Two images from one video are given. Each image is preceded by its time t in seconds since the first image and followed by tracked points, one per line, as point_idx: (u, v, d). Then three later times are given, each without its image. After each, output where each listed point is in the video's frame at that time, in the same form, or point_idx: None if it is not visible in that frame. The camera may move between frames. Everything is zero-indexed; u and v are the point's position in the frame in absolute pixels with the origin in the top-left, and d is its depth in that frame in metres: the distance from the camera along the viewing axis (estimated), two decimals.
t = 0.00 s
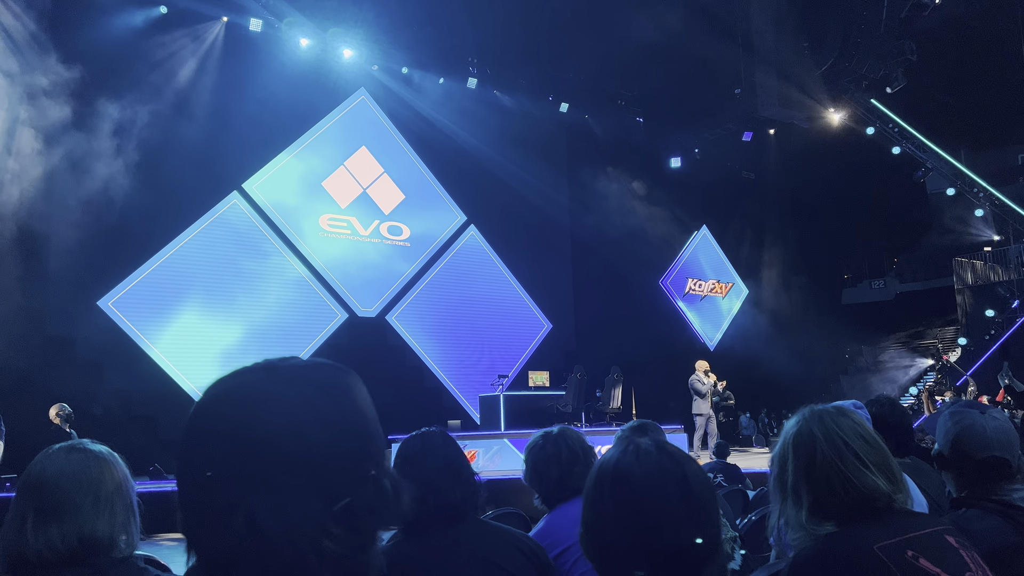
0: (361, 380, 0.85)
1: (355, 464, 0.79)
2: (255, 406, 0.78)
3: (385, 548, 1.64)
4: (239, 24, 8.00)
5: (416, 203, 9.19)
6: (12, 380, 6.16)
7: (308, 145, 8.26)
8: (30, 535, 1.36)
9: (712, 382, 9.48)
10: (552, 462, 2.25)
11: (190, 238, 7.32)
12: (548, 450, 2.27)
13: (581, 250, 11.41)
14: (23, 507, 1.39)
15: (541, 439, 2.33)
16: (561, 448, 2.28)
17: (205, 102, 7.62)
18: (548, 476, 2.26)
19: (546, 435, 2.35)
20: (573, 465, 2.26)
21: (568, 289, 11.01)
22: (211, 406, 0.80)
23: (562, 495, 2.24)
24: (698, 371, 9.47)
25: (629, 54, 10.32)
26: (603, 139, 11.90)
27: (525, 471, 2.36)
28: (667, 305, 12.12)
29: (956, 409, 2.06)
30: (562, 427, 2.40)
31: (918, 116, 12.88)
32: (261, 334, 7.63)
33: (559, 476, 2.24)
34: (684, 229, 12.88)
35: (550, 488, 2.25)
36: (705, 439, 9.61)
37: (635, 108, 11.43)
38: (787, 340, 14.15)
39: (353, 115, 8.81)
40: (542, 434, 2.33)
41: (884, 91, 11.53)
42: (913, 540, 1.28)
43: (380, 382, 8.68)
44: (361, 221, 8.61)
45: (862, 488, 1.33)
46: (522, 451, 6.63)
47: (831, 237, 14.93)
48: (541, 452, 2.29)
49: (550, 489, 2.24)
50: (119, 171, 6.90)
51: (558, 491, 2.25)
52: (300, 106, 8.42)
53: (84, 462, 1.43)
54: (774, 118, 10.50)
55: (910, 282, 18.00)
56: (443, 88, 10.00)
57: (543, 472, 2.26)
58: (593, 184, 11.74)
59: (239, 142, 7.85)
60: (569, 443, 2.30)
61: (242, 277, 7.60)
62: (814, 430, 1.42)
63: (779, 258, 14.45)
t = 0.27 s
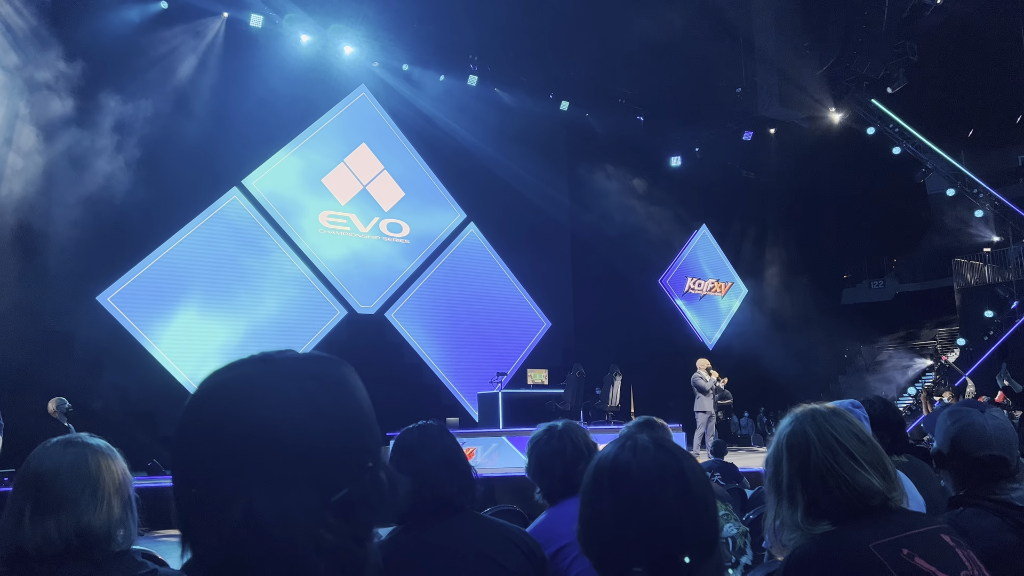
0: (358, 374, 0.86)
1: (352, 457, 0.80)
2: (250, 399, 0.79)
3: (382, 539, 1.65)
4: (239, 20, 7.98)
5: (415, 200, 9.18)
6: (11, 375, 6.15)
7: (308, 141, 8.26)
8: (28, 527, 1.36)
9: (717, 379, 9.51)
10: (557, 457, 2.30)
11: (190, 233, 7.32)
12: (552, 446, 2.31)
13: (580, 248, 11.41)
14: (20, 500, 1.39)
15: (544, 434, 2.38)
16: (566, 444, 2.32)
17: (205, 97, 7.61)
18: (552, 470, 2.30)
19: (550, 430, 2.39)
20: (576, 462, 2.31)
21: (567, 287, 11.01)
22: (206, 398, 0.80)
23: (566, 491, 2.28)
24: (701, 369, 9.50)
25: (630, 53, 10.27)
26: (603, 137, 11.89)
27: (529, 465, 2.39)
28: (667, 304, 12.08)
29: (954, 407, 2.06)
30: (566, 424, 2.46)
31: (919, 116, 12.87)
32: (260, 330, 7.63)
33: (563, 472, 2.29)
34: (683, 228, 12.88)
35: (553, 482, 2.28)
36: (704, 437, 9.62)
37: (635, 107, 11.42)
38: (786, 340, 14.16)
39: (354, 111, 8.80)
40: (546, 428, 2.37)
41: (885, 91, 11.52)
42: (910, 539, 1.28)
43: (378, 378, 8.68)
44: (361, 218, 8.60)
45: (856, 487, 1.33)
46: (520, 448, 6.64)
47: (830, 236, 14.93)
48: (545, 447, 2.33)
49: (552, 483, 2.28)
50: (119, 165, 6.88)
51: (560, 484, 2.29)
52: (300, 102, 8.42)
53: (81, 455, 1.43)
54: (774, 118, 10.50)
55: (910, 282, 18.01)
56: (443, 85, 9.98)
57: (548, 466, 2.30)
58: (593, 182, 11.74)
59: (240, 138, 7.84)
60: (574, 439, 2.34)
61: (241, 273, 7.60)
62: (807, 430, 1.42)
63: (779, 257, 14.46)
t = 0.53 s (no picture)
0: (353, 372, 0.86)
1: (348, 453, 0.79)
2: (246, 396, 0.78)
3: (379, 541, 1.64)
4: (241, 18, 7.98)
5: (416, 198, 9.17)
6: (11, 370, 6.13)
7: (309, 139, 8.27)
8: (28, 523, 1.36)
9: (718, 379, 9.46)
10: (561, 455, 2.29)
11: (191, 230, 7.34)
12: (556, 442, 2.31)
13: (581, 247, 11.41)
14: (20, 496, 1.39)
15: (549, 431, 2.38)
16: (570, 442, 2.32)
17: (207, 94, 7.60)
18: (556, 468, 2.28)
19: (555, 428, 2.39)
20: (579, 460, 2.30)
21: (567, 286, 11.01)
22: (203, 394, 0.80)
23: (568, 487, 2.25)
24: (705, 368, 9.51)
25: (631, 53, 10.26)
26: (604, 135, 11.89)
27: (533, 463, 2.39)
28: (667, 303, 12.04)
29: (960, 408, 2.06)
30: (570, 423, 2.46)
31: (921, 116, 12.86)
32: (259, 327, 7.63)
33: (566, 470, 2.27)
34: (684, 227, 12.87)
35: (556, 481, 2.26)
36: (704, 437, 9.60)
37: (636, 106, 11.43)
38: (786, 340, 14.15)
39: (355, 109, 8.80)
40: (550, 425, 2.37)
41: (887, 91, 11.47)
42: (913, 539, 1.28)
43: (378, 375, 8.67)
44: (362, 216, 8.60)
45: (860, 486, 1.33)
46: (520, 447, 6.63)
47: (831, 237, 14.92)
48: (549, 444, 2.33)
49: (557, 482, 2.26)
50: (120, 161, 6.87)
51: (565, 483, 2.27)
52: (302, 100, 8.41)
53: (81, 453, 1.42)
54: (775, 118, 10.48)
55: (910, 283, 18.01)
56: (444, 83, 10.03)
57: (552, 463, 2.28)
58: (594, 181, 11.74)
59: (241, 135, 7.84)
60: (578, 438, 2.34)
61: (242, 270, 7.61)
62: (813, 430, 1.42)
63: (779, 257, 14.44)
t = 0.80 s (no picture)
0: (358, 372, 0.85)
1: (350, 453, 0.79)
2: (250, 396, 0.78)
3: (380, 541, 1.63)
4: (243, 17, 7.98)
5: (418, 198, 9.17)
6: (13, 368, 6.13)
7: (311, 138, 8.26)
8: (30, 521, 1.36)
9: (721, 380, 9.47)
10: (558, 456, 2.31)
11: (192, 228, 7.32)
12: (552, 445, 2.33)
13: (582, 247, 11.40)
14: (22, 494, 1.38)
15: (547, 435, 2.39)
16: (567, 443, 2.33)
17: (209, 93, 7.60)
18: (553, 468, 2.30)
19: (553, 431, 2.41)
20: (575, 461, 2.31)
21: (568, 285, 10.99)
22: (206, 393, 0.80)
23: (566, 488, 2.27)
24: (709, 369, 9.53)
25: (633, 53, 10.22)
26: (606, 135, 11.88)
27: (531, 467, 2.40)
28: (667, 304, 12.07)
29: (961, 408, 2.04)
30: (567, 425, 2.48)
31: (924, 118, 12.84)
32: (260, 326, 7.62)
33: (564, 470, 2.29)
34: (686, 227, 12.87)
35: (555, 482, 2.28)
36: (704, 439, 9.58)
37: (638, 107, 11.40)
38: (788, 341, 14.13)
39: (357, 108, 8.80)
40: (548, 429, 2.39)
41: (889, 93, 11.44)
42: (920, 542, 1.27)
43: (379, 375, 8.66)
44: (363, 215, 8.59)
45: (868, 487, 1.32)
46: (520, 448, 6.62)
47: (832, 239, 14.95)
48: (547, 447, 2.34)
49: (553, 481, 2.28)
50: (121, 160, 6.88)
51: (561, 484, 2.28)
52: (304, 99, 8.40)
53: (83, 451, 1.42)
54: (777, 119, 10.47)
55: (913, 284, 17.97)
56: (447, 82, 10.03)
57: (548, 464, 2.31)
58: (596, 181, 11.72)
59: (243, 135, 7.84)
60: (574, 439, 2.35)
61: (243, 268, 7.59)
62: (821, 430, 1.41)
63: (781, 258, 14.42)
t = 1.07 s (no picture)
0: (364, 376, 0.86)
1: (355, 457, 0.78)
2: (253, 397, 0.77)
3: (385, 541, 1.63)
4: (247, 18, 7.98)
5: (420, 198, 9.17)
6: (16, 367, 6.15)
7: (314, 138, 8.28)
8: (32, 521, 1.36)
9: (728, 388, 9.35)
10: (548, 459, 2.36)
11: (196, 228, 7.32)
12: (545, 450, 2.39)
13: (584, 248, 11.38)
14: (23, 495, 1.39)
15: (540, 442, 2.47)
16: (558, 447, 2.39)
17: (212, 94, 7.62)
18: (544, 471, 2.36)
19: (546, 438, 2.49)
20: (567, 462, 2.35)
21: (570, 287, 10.98)
22: (212, 395, 0.80)
23: (557, 490, 2.32)
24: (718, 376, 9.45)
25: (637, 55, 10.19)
26: (609, 136, 11.85)
27: (527, 470, 2.48)
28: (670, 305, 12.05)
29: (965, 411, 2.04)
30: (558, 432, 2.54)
31: (928, 120, 12.79)
32: (263, 326, 7.62)
33: (553, 473, 2.34)
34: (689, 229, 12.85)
35: (545, 484, 2.34)
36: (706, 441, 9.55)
37: (641, 108, 11.36)
38: (790, 343, 14.10)
39: (360, 109, 8.80)
40: (542, 436, 2.47)
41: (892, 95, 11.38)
42: (929, 545, 1.26)
43: (381, 375, 8.66)
44: (366, 215, 8.59)
45: (877, 489, 1.31)
46: (521, 449, 6.61)
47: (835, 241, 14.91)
48: (539, 451, 2.41)
49: (546, 485, 2.33)
50: (125, 160, 6.89)
51: (554, 488, 2.34)
52: (307, 99, 8.41)
53: (85, 451, 1.43)
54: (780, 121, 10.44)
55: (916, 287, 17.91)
56: (450, 83, 10.00)
57: (539, 468, 2.36)
58: (599, 181, 11.70)
59: (246, 135, 7.84)
60: (565, 443, 2.41)
61: (246, 268, 7.59)
62: (829, 432, 1.40)
63: (784, 259, 14.38)
